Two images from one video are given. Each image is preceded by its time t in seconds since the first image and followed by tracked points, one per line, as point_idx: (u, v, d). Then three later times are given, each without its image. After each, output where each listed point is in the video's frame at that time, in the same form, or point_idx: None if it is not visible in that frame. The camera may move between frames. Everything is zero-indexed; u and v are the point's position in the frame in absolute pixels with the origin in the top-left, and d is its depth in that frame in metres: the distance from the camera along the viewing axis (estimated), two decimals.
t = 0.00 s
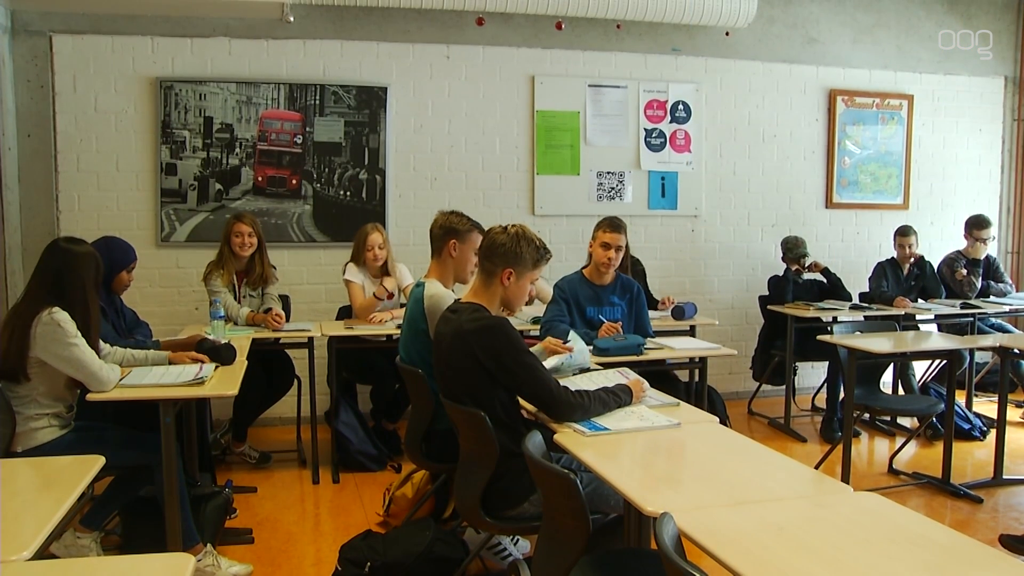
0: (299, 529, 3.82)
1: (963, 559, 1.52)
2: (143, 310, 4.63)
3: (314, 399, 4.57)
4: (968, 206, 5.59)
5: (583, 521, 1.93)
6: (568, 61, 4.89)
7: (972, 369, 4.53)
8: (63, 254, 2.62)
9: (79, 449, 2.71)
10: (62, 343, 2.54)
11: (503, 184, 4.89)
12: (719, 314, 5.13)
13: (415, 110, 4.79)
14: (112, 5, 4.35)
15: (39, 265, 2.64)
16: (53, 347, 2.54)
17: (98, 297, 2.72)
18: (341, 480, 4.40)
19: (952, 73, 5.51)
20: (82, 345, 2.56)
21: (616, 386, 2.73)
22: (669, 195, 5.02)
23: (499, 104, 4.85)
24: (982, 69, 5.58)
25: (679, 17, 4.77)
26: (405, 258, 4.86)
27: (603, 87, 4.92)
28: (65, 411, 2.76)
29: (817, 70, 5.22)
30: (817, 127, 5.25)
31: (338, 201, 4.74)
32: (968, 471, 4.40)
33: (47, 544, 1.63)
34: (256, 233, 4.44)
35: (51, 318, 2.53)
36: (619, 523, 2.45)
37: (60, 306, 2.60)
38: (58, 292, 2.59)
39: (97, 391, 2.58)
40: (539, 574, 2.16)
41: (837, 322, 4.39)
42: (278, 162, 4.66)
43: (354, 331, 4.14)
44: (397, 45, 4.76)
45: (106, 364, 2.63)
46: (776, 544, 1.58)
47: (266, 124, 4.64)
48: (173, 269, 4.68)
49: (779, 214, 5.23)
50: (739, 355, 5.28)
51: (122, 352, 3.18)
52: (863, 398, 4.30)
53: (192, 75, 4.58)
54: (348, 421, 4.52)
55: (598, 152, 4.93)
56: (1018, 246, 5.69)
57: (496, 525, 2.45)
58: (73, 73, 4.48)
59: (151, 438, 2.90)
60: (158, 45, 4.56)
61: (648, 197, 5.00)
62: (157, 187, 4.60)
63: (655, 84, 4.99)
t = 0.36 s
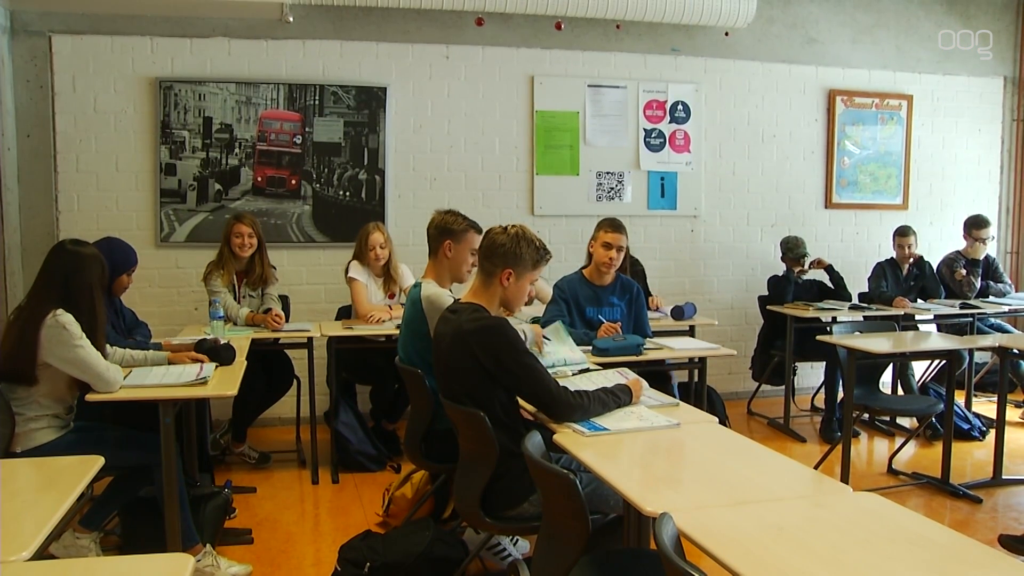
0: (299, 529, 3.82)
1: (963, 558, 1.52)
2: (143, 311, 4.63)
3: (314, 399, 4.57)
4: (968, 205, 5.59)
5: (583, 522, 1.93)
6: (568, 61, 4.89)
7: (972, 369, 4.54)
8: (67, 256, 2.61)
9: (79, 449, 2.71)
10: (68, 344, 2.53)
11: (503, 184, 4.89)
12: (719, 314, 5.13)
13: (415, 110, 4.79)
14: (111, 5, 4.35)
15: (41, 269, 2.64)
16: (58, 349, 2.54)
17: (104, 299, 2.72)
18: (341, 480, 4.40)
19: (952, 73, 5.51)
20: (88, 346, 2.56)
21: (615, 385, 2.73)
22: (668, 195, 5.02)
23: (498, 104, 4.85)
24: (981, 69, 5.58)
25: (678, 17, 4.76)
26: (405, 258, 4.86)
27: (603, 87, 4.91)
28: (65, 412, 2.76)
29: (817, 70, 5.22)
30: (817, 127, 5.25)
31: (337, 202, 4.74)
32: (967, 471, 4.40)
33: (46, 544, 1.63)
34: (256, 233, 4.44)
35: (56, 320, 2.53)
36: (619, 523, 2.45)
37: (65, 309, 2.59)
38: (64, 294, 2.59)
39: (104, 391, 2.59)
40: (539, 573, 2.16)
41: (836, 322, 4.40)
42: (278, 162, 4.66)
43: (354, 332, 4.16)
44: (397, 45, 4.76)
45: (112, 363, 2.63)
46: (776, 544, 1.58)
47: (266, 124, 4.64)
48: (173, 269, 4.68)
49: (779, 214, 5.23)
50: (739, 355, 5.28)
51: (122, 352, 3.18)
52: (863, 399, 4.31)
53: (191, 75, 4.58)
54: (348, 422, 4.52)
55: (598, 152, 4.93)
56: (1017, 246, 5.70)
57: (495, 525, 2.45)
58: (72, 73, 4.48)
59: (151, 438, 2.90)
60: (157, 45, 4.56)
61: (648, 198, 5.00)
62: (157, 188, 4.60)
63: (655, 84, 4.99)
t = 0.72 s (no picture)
0: (297, 529, 3.82)
1: (960, 559, 1.52)
2: (140, 311, 4.63)
3: (312, 399, 4.57)
4: (965, 206, 5.60)
5: (581, 521, 1.93)
6: (565, 62, 4.89)
7: (968, 369, 4.55)
8: (66, 258, 2.60)
9: (76, 450, 2.71)
10: (69, 346, 2.52)
11: (500, 184, 4.89)
12: (716, 315, 5.13)
13: (412, 110, 4.79)
14: (109, 6, 4.34)
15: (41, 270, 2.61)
16: (61, 351, 2.52)
17: (105, 299, 2.71)
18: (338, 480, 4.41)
19: (949, 74, 5.52)
20: (90, 347, 2.55)
21: (613, 386, 2.73)
22: (666, 196, 5.02)
23: (496, 104, 4.85)
24: (979, 70, 5.58)
25: (676, 17, 4.76)
26: (402, 259, 4.86)
27: (601, 88, 4.91)
28: (64, 414, 2.76)
29: (814, 71, 5.22)
30: (814, 128, 5.25)
31: (335, 202, 4.74)
32: (964, 471, 4.41)
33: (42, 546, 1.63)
34: (254, 234, 4.45)
35: (57, 321, 2.51)
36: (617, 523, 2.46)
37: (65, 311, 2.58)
38: (64, 296, 2.58)
39: (107, 391, 2.58)
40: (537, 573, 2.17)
41: (833, 322, 4.40)
42: (275, 162, 4.66)
43: (352, 333, 4.17)
44: (394, 46, 4.76)
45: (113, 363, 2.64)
46: (773, 545, 1.58)
47: (263, 124, 4.64)
48: (170, 270, 4.68)
49: (776, 214, 5.23)
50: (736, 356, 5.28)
51: (120, 353, 3.18)
52: (860, 399, 4.32)
53: (189, 76, 4.58)
54: (345, 422, 4.52)
55: (596, 153, 4.93)
56: (1014, 246, 5.72)
57: (493, 526, 2.45)
58: (70, 74, 4.48)
59: (149, 439, 2.90)
60: (155, 46, 4.56)
61: (646, 198, 5.00)
62: (154, 188, 4.60)
63: (652, 85, 4.99)
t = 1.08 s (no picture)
0: (287, 530, 3.81)
1: (949, 558, 1.53)
2: (130, 311, 4.62)
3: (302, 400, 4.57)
4: (955, 206, 5.61)
5: (567, 525, 1.96)
6: (556, 62, 4.88)
7: (958, 369, 4.56)
8: (59, 260, 2.56)
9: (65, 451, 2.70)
10: (62, 347, 2.51)
11: (491, 185, 4.88)
12: (707, 315, 5.14)
13: (403, 110, 4.79)
14: (98, 5, 4.33)
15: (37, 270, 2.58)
16: (54, 352, 2.51)
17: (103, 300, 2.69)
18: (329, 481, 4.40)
19: (939, 74, 5.53)
20: (83, 348, 2.54)
21: (603, 385, 2.74)
22: (657, 196, 5.02)
23: (486, 105, 4.84)
24: (968, 70, 5.60)
25: (667, 18, 4.76)
26: (393, 259, 4.86)
27: (592, 88, 4.91)
28: (53, 416, 2.74)
29: (804, 72, 5.23)
30: (805, 128, 5.26)
31: (326, 202, 4.73)
32: (953, 470, 4.42)
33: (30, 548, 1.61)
34: (245, 234, 4.44)
35: (51, 323, 2.50)
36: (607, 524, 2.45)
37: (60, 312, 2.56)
38: (61, 298, 2.56)
39: (101, 392, 2.58)
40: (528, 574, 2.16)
41: (823, 322, 4.42)
42: (265, 162, 4.65)
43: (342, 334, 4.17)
44: (385, 46, 4.75)
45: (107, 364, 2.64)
46: (762, 544, 1.58)
47: (254, 124, 4.63)
48: (160, 270, 4.67)
49: (767, 215, 5.24)
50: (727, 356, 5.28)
51: (109, 354, 3.17)
52: (850, 398, 4.33)
53: (179, 75, 4.57)
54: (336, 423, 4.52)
55: (587, 152, 4.92)
56: (1003, 246, 5.75)
57: (483, 526, 2.47)
58: (59, 74, 4.46)
59: (138, 440, 2.89)
60: (145, 45, 4.54)
61: (636, 198, 4.99)
62: (144, 188, 4.59)
63: (643, 85, 4.98)
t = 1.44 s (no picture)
0: (267, 531, 3.80)
1: (922, 556, 1.54)
2: (109, 312, 4.59)
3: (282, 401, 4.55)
4: (934, 207, 5.65)
5: (549, 524, 2.07)
6: (537, 63, 4.88)
7: (936, 369, 4.60)
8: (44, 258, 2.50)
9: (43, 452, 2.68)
10: (42, 347, 2.48)
11: (472, 185, 4.88)
12: (688, 315, 5.14)
13: (384, 111, 4.78)
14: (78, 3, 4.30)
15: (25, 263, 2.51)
16: (34, 353, 2.47)
17: (87, 298, 2.65)
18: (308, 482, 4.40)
19: (918, 76, 5.57)
20: (62, 348, 2.52)
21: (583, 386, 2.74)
22: (638, 197, 5.03)
23: (467, 105, 4.84)
24: (947, 73, 5.64)
25: (648, 19, 4.77)
26: (374, 260, 4.85)
27: (573, 88, 4.91)
28: (32, 418, 2.69)
29: (785, 73, 5.26)
30: (786, 129, 5.28)
31: (307, 203, 4.72)
32: (932, 470, 4.45)
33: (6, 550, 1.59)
34: (226, 235, 4.42)
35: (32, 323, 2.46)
36: (586, 524, 2.46)
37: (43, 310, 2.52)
38: (46, 297, 2.50)
39: (80, 393, 2.58)
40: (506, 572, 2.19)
41: (804, 322, 4.43)
42: (246, 162, 4.63)
43: (322, 334, 4.16)
44: (366, 46, 4.74)
45: (86, 364, 2.62)
46: (741, 543, 1.59)
47: (235, 124, 4.61)
48: (140, 271, 4.64)
49: (747, 216, 5.25)
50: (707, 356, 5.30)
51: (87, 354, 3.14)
52: (830, 398, 4.35)
53: (159, 75, 4.54)
54: (316, 423, 4.50)
55: (568, 153, 4.92)
56: (981, 247, 5.80)
57: (464, 527, 2.48)
58: (37, 72, 4.43)
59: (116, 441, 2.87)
60: (124, 44, 4.52)
61: (618, 199, 5.00)
62: (124, 188, 4.56)
63: (625, 86, 4.99)
